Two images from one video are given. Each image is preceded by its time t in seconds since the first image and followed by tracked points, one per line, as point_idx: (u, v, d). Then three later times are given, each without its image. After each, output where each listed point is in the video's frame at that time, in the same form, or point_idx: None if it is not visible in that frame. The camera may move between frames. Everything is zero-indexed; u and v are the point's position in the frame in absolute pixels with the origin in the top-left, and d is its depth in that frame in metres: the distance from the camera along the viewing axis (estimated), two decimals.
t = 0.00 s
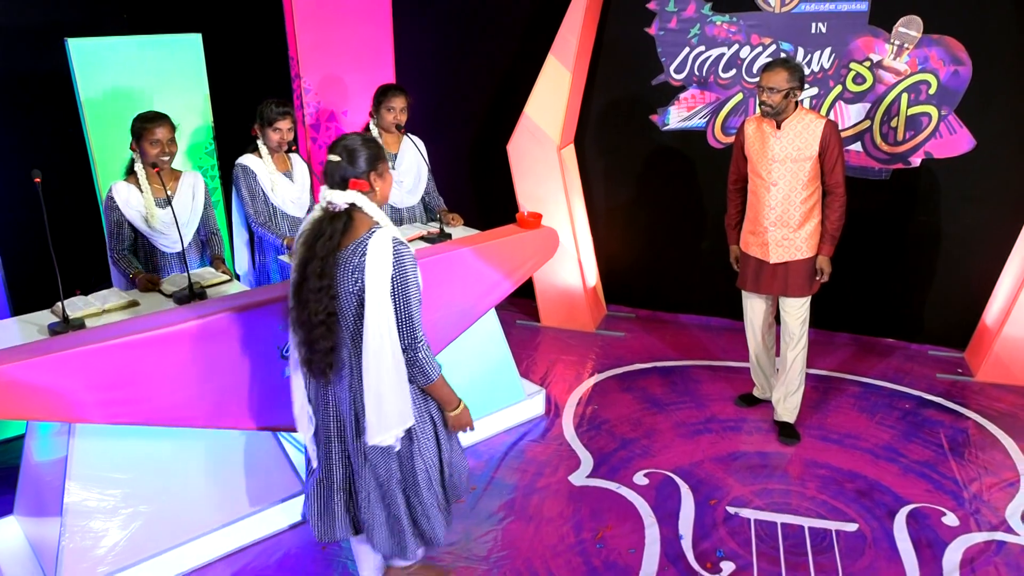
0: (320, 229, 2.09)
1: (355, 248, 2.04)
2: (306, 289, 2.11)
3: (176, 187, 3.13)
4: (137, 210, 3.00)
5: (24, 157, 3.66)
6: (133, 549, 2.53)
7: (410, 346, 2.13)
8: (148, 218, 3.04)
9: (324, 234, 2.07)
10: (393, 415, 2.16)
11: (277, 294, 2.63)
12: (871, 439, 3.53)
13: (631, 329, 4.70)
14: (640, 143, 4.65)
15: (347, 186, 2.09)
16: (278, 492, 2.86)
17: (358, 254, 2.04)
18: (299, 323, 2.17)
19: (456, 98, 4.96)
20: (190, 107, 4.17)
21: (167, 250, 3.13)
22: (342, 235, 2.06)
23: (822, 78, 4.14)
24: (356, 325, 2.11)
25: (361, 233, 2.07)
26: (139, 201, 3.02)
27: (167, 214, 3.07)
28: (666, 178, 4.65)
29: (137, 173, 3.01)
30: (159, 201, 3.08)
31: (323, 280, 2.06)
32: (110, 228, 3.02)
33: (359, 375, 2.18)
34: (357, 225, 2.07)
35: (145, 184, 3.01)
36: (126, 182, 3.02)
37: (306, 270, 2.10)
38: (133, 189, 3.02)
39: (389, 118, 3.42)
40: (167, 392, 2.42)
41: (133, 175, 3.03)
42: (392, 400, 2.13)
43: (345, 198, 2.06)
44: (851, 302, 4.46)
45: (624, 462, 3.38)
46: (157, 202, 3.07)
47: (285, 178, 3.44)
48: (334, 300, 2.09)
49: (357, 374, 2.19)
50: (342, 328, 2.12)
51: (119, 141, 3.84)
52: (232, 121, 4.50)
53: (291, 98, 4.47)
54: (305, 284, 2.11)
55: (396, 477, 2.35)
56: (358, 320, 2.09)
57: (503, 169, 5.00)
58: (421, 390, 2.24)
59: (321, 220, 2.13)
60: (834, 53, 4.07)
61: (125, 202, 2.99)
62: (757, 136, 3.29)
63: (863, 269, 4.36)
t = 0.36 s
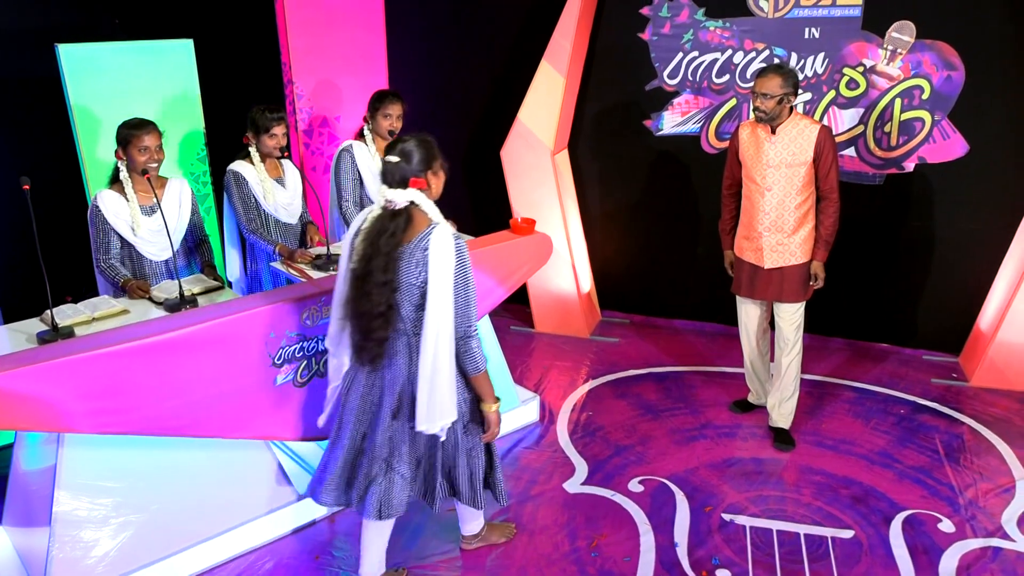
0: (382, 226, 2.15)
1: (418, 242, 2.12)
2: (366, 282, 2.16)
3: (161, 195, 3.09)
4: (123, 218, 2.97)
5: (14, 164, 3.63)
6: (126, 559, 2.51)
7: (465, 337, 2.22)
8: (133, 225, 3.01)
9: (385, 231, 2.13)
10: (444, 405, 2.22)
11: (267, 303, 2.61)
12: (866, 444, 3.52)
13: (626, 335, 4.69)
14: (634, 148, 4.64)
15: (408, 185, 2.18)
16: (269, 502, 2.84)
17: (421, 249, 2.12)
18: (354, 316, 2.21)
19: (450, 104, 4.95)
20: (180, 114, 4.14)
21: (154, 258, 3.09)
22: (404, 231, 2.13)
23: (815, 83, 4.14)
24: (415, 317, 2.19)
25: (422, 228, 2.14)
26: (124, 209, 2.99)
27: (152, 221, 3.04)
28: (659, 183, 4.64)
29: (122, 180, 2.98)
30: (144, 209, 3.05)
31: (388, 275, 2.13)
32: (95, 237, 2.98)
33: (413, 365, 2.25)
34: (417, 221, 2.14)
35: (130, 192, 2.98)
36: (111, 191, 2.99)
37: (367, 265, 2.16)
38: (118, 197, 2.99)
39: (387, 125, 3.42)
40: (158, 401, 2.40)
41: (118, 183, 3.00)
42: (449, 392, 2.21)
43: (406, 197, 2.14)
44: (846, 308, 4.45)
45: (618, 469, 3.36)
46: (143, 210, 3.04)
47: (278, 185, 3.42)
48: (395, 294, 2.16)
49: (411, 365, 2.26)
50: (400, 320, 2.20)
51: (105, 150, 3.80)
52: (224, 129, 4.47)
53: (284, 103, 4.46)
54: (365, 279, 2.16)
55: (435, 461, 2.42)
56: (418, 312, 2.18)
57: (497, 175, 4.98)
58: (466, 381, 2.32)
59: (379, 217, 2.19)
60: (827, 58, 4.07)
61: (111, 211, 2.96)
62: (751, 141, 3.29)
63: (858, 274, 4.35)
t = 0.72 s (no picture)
0: (432, 200, 2.36)
1: (469, 213, 2.35)
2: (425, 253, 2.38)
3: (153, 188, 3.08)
4: (115, 213, 2.97)
5: (14, 156, 3.62)
6: (130, 549, 2.53)
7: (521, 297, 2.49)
8: (126, 220, 3.00)
9: (438, 205, 2.34)
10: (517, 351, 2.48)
11: (266, 296, 2.60)
12: (867, 436, 3.53)
13: (626, 326, 4.69)
14: (635, 139, 4.63)
15: (453, 159, 2.36)
16: (270, 494, 2.84)
17: (476, 217, 2.35)
18: (420, 284, 2.44)
19: (450, 94, 4.93)
20: (178, 106, 4.12)
21: (148, 251, 3.09)
22: (453, 202, 2.34)
23: (818, 74, 4.12)
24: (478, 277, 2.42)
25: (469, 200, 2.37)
26: (116, 203, 2.98)
27: (145, 216, 3.03)
28: (660, 174, 4.62)
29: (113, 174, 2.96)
30: (136, 203, 3.04)
31: (445, 246, 2.35)
32: (87, 231, 2.97)
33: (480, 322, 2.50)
34: (464, 191, 2.36)
35: (122, 186, 2.97)
36: (102, 185, 2.97)
37: (426, 238, 2.37)
38: (109, 192, 2.97)
39: (390, 117, 3.41)
40: (159, 394, 2.40)
41: (109, 177, 2.98)
42: (507, 349, 2.47)
43: (453, 170, 2.33)
44: (847, 300, 4.45)
45: (619, 461, 3.37)
46: (135, 204, 3.03)
47: (278, 177, 3.41)
48: (457, 260, 2.39)
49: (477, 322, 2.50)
50: (460, 285, 2.43)
51: (96, 144, 3.74)
52: (223, 123, 4.48)
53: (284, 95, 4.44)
54: (427, 250, 2.38)
55: (510, 408, 2.65)
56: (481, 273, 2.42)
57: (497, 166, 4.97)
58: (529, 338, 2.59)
59: (426, 192, 2.39)
60: (829, 49, 4.05)
61: (102, 205, 2.95)
62: (754, 132, 3.28)
63: (859, 266, 4.34)
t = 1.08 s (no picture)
0: (448, 182, 2.43)
1: (482, 195, 2.40)
2: (440, 232, 2.45)
3: (146, 187, 3.10)
4: (112, 213, 2.97)
5: (15, 152, 3.62)
6: (133, 545, 2.54)
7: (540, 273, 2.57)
8: (123, 220, 3.01)
9: (453, 187, 2.41)
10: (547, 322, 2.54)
11: (269, 294, 2.61)
12: (866, 432, 3.54)
13: (627, 321, 4.70)
14: (636, 134, 4.62)
15: (469, 144, 2.43)
16: (272, 490, 2.86)
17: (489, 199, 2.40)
18: (436, 263, 2.51)
19: (450, 89, 4.92)
20: (178, 102, 4.13)
21: (146, 251, 3.09)
22: (468, 185, 2.41)
23: (819, 69, 4.11)
24: (492, 258, 2.46)
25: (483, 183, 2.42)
26: (112, 204, 2.98)
27: (141, 215, 3.04)
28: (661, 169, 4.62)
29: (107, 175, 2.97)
30: (132, 203, 3.05)
31: (458, 225, 2.41)
32: (82, 234, 2.95)
33: (497, 301, 2.55)
34: (479, 175, 2.41)
35: (116, 186, 2.98)
36: (96, 186, 2.97)
37: (440, 218, 2.44)
38: (104, 193, 2.97)
39: (391, 113, 3.40)
40: (162, 392, 2.41)
41: (102, 178, 2.99)
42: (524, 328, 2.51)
43: (468, 153, 2.40)
44: (847, 294, 4.46)
45: (619, 456, 3.38)
46: (131, 204, 3.04)
47: (280, 173, 3.42)
48: (470, 241, 2.44)
49: (494, 301, 2.54)
50: (474, 264, 2.48)
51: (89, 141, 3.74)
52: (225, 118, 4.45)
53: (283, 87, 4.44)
54: (441, 230, 2.45)
55: (523, 390, 2.67)
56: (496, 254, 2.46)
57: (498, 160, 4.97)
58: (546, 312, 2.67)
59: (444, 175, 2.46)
60: (830, 44, 4.05)
61: (99, 207, 2.94)
62: (759, 125, 3.27)
63: (859, 261, 4.35)
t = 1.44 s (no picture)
0: (462, 172, 2.55)
1: (495, 184, 2.51)
2: (453, 219, 2.56)
3: (146, 190, 3.11)
4: (112, 217, 2.98)
5: (18, 152, 3.62)
6: (137, 545, 2.56)
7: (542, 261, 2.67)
8: (123, 224, 3.02)
9: (467, 176, 2.53)
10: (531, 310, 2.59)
11: (271, 296, 2.62)
12: (865, 432, 3.56)
13: (627, 320, 4.71)
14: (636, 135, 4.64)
15: (482, 136, 2.55)
16: (275, 490, 2.88)
17: (498, 188, 2.50)
18: (447, 250, 2.62)
19: (451, 88, 4.93)
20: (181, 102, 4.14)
21: (146, 253, 3.11)
22: (481, 174, 2.52)
23: (819, 69, 4.13)
24: (498, 246, 2.54)
25: (496, 173, 2.54)
26: (112, 207, 2.99)
27: (141, 217, 3.06)
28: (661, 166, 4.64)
29: (107, 178, 2.98)
30: (131, 205, 3.06)
31: (470, 212, 2.52)
32: (82, 236, 2.97)
33: (502, 290, 2.61)
34: (492, 166, 2.53)
35: (116, 190, 2.99)
36: (96, 189, 2.98)
37: (452, 205, 2.56)
38: (104, 196, 2.98)
39: (392, 115, 3.41)
40: (166, 393, 2.43)
41: (103, 181, 3.00)
42: (528, 314, 2.60)
43: (481, 144, 2.52)
44: (847, 294, 4.48)
45: (620, 456, 3.40)
46: (131, 207, 3.05)
47: (283, 174, 3.43)
48: (479, 228, 2.53)
49: (499, 289, 2.61)
50: (483, 251, 2.56)
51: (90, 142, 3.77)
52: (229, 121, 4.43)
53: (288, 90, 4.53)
54: (453, 216, 2.56)
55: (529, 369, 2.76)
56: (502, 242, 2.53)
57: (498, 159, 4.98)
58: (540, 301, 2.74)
59: (460, 166, 2.59)
60: (831, 44, 4.06)
61: (99, 210, 2.95)
62: (758, 127, 3.29)
63: (858, 261, 4.37)
